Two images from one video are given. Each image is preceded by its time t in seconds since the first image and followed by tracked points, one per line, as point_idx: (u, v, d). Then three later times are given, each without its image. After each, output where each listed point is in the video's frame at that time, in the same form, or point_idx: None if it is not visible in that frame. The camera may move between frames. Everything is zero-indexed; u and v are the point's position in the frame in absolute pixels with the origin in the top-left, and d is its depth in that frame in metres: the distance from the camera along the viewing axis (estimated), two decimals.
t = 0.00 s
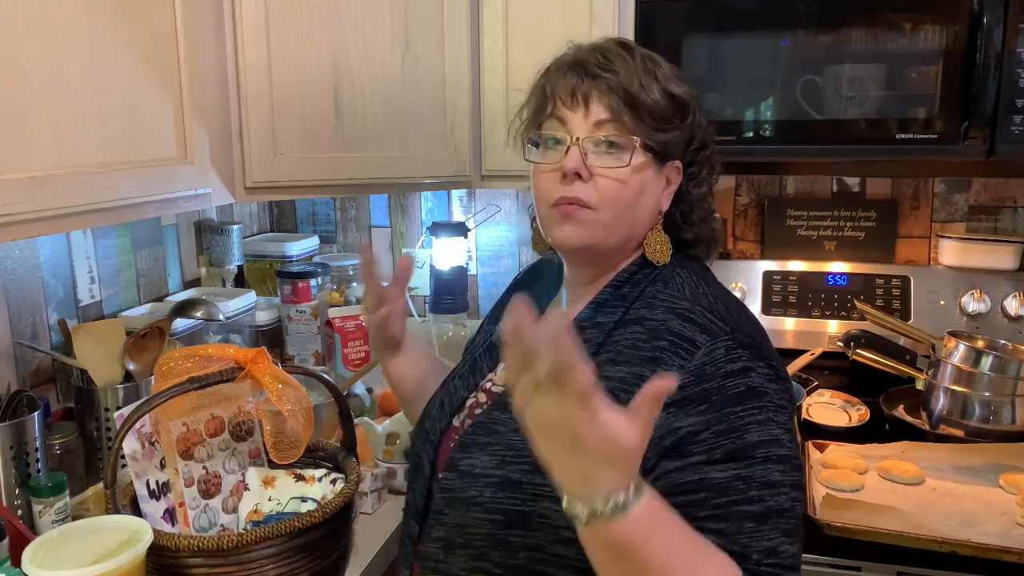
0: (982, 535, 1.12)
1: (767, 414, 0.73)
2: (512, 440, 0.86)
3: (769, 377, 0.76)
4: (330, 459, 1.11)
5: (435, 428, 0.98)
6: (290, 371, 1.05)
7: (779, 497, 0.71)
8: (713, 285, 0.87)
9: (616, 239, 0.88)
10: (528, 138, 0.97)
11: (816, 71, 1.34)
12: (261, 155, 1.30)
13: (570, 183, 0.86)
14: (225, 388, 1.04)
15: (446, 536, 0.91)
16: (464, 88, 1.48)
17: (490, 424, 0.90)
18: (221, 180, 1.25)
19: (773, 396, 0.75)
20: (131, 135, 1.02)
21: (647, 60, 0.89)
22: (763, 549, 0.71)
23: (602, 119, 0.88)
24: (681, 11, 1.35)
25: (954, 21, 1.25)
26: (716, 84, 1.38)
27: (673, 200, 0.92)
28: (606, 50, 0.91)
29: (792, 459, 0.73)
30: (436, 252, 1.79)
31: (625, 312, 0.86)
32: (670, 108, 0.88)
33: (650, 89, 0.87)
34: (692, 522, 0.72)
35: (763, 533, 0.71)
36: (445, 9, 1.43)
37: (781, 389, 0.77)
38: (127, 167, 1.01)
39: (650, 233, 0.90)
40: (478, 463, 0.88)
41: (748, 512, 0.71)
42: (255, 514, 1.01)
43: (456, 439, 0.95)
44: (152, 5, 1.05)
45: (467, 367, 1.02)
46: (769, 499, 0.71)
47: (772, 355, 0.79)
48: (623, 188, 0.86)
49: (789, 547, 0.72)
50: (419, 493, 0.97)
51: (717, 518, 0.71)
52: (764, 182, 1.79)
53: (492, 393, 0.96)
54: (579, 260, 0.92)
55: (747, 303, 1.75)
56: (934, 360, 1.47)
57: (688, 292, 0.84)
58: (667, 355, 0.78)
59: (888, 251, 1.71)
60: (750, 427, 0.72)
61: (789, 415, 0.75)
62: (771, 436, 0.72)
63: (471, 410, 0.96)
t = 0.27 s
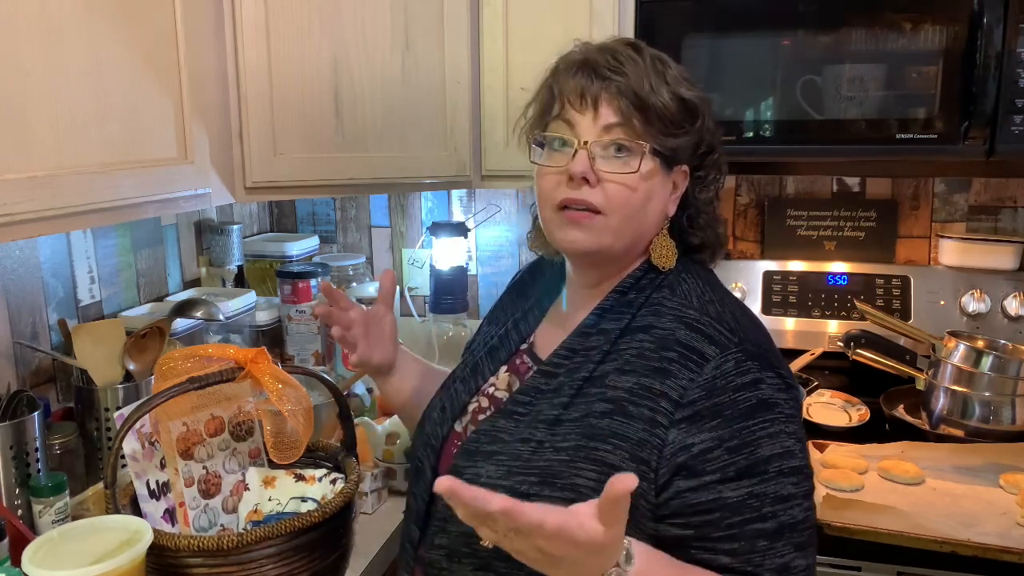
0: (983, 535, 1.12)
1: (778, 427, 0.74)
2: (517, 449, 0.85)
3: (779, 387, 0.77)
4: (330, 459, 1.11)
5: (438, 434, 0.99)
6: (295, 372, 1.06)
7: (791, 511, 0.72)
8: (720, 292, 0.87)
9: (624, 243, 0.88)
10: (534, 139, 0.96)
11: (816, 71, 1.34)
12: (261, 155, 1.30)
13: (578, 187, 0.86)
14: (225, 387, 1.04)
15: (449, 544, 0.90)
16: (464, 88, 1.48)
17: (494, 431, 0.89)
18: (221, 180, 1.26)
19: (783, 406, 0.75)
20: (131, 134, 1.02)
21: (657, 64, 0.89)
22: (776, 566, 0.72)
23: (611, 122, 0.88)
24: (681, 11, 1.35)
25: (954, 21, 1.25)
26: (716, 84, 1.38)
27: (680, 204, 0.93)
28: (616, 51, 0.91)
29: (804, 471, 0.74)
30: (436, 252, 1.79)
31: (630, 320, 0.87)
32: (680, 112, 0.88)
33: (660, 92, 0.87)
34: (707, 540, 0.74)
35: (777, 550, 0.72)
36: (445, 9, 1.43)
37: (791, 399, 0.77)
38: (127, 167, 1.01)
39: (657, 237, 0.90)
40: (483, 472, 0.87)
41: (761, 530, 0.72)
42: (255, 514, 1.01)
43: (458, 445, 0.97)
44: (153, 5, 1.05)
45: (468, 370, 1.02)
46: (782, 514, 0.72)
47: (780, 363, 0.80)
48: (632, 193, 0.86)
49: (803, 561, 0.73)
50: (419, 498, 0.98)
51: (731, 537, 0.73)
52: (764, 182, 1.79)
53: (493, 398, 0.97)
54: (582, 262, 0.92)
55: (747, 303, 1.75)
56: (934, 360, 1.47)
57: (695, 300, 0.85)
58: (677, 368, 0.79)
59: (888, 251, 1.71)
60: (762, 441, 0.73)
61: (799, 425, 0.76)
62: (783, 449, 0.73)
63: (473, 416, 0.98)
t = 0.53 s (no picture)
0: (982, 535, 1.12)
1: (783, 432, 0.74)
2: (520, 452, 0.85)
3: (784, 391, 0.76)
4: (330, 459, 1.11)
5: (440, 435, 0.99)
6: (298, 373, 1.06)
7: (797, 516, 0.72)
8: (724, 296, 0.87)
9: (619, 244, 0.88)
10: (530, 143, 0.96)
11: (816, 71, 1.34)
12: (261, 155, 1.30)
13: (570, 191, 0.86)
14: (225, 387, 1.04)
15: (453, 546, 0.90)
16: (464, 88, 1.48)
17: (497, 434, 0.89)
18: (221, 180, 1.26)
19: (788, 411, 0.75)
20: (131, 134, 1.02)
21: (649, 63, 0.88)
22: (781, 570, 0.73)
23: (601, 126, 0.88)
24: (681, 11, 1.35)
25: (954, 21, 1.25)
26: (716, 84, 1.38)
27: (682, 204, 0.92)
28: (608, 53, 0.91)
29: (809, 476, 0.74)
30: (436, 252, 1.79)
31: (634, 323, 0.87)
32: (674, 111, 0.87)
33: (652, 93, 0.87)
34: (712, 545, 0.74)
35: (782, 555, 0.73)
36: (445, 9, 1.43)
37: (796, 403, 0.77)
38: (127, 167, 1.01)
39: (660, 238, 0.90)
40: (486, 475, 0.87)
41: (766, 536, 0.72)
42: (255, 514, 1.01)
43: (461, 446, 0.96)
44: (153, 5, 1.05)
45: (469, 371, 1.02)
46: (787, 519, 0.72)
47: (785, 367, 0.80)
48: (624, 196, 0.85)
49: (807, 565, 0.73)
50: (421, 498, 0.98)
51: (736, 543, 0.73)
52: (764, 182, 1.79)
53: (495, 399, 0.97)
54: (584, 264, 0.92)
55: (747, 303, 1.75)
56: (934, 360, 1.47)
57: (699, 304, 0.85)
58: (683, 372, 0.79)
59: (888, 251, 1.71)
60: (767, 446, 0.73)
61: (804, 429, 0.76)
62: (788, 454, 0.73)
63: (476, 417, 0.97)
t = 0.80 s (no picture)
0: (983, 535, 1.12)
1: (782, 431, 0.73)
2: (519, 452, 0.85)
3: (782, 390, 0.76)
4: (330, 459, 1.11)
5: (440, 436, 1.00)
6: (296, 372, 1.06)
7: (796, 515, 0.72)
8: (723, 295, 0.87)
9: (614, 239, 0.88)
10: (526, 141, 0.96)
11: (816, 71, 1.34)
12: (261, 155, 1.30)
13: (565, 185, 0.87)
14: (225, 387, 1.04)
15: (453, 547, 0.90)
16: (464, 88, 1.48)
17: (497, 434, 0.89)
18: (221, 180, 1.26)
19: (787, 410, 0.75)
20: (131, 135, 1.02)
21: (642, 59, 0.89)
22: (783, 569, 0.72)
23: (596, 121, 0.88)
24: (680, 10, 1.35)
25: (954, 21, 1.25)
26: (716, 84, 1.38)
27: (679, 200, 0.92)
28: (601, 50, 0.91)
29: (808, 475, 0.73)
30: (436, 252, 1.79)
31: (633, 323, 0.87)
32: (667, 106, 0.88)
33: (645, 88, 0.87)
34: (712, 545, 0.74)
35: (783, 554, 0.72)
36: (445, 9, 1.43)
37: (794, 402, 0.77)
38: (127, 167, 1.01)
39: (659, 236, 0.91)
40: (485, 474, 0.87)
41: (766, 535, 0.72)
42: (254, 514, 1.01)
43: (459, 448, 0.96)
44: (153, 5, 1.05)
45: (469, 371, 1.04)
46: (787, 518, 0.72)
47: (784, 366, 0.79)
48: (618, 189, 0.85)
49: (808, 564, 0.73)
50: (420, 500, 0.98)
51: (736, 542, 0.73)
52: (764, 182, 1.80)
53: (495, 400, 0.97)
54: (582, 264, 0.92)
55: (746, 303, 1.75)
56: (934, 360, 1.47)
57: (697, 303, 0.84)
58: (680, 371, 0.78)
59: (888, 251, 1.71)
60: (766, 445, 0.73)
61: (803, 428, 0.75)
62: (787, 453, 0.72)
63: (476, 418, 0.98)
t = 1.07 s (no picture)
0: (982, 535, 1.12)
1: (779, 425, 0.73)
2: (516, 451, 0.85)
3: (778, 386, 0.76)
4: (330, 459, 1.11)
5: (437, 437, 0.97)
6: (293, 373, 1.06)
7: (795, 507, 0.71)
8: (717, 291, 0.87)
9: (621, 242, 0.88)
10: (525, 146, 0.95)
11: (816, 71, 1.34)
12: (261, 155, 1.30)
13: (570, 191, 0.87)
14: (225, 388, 1.04)
15: (450, 547, 0.90)
16: (464, 88, 1.48)
17: (494, 433, 0.87)
18: (221, 180, 1.26)
19: (783, 404, 0.74)
20: (131, 135, 1.02)
21: (640, 62, 0.89)
22: (784, 561, 0.71)
23: (599, 125, 0.88)
24: (680, 11, 1.35)
25: (954, 21, 1.25)
26: (716, 85, 1.38)
27: (675, 198, 0.92)
28: (600, 53, 0.91)
29: (806, 468, 0.73)
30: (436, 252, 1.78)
31: (630, 320, 0.86)
32: (666, 108, 0.88)
33: (646, 91, 0.87)
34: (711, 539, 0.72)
35: (784, 545, 0.71)
36: (445, 9, 1.43)
37: (789, 397, 0.76)
38: (127, 168, 1.01)
39: (656, 234, 0.91)
40: (483, 474, 0.87)
41: (767, 526, 0.71)
42: (255, 514, 1.02)
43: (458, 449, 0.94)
44: (152, 4, 1.05)
45: (468, 372, 1.01)
46: (787, 510, 0.71)
47: (778, 362, 0.79)
48: (625, 192, 0.85)
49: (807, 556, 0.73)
50: (420, 500, 0.98)
51: (737, 534, 0.71)
52: (763, 182, 1.80)
53: (494, 400, 0.96)
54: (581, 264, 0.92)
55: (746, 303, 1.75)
56: (934, 360, 1.47)
57: (693, 300, 0.84)
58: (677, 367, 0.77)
59: (888, 251, 1.71)
60: (764, 439, 0.72)
61: (799, 423, 0.75)
62: (785, 448, 0.72)
63: (472, 418, 0.96)
